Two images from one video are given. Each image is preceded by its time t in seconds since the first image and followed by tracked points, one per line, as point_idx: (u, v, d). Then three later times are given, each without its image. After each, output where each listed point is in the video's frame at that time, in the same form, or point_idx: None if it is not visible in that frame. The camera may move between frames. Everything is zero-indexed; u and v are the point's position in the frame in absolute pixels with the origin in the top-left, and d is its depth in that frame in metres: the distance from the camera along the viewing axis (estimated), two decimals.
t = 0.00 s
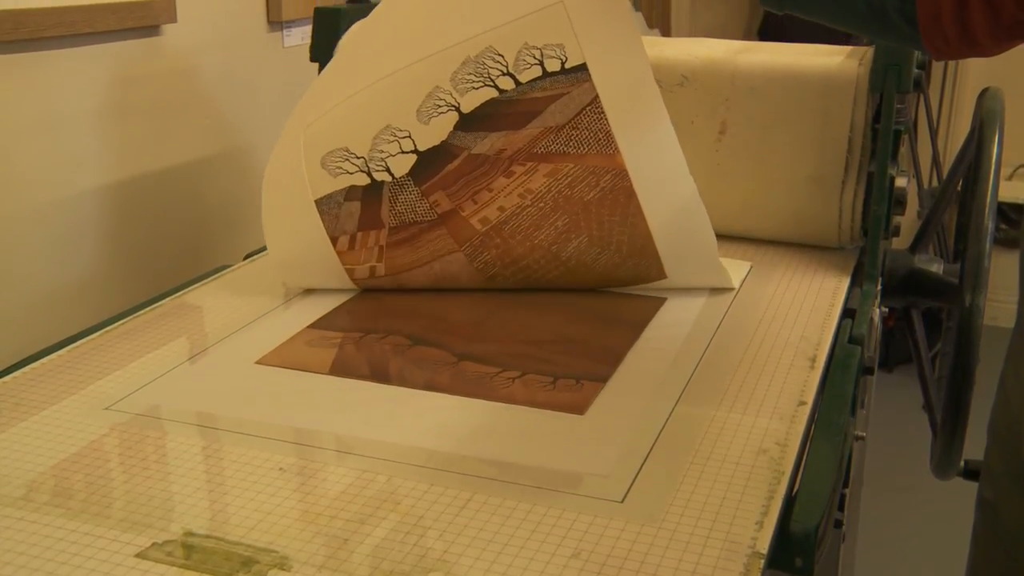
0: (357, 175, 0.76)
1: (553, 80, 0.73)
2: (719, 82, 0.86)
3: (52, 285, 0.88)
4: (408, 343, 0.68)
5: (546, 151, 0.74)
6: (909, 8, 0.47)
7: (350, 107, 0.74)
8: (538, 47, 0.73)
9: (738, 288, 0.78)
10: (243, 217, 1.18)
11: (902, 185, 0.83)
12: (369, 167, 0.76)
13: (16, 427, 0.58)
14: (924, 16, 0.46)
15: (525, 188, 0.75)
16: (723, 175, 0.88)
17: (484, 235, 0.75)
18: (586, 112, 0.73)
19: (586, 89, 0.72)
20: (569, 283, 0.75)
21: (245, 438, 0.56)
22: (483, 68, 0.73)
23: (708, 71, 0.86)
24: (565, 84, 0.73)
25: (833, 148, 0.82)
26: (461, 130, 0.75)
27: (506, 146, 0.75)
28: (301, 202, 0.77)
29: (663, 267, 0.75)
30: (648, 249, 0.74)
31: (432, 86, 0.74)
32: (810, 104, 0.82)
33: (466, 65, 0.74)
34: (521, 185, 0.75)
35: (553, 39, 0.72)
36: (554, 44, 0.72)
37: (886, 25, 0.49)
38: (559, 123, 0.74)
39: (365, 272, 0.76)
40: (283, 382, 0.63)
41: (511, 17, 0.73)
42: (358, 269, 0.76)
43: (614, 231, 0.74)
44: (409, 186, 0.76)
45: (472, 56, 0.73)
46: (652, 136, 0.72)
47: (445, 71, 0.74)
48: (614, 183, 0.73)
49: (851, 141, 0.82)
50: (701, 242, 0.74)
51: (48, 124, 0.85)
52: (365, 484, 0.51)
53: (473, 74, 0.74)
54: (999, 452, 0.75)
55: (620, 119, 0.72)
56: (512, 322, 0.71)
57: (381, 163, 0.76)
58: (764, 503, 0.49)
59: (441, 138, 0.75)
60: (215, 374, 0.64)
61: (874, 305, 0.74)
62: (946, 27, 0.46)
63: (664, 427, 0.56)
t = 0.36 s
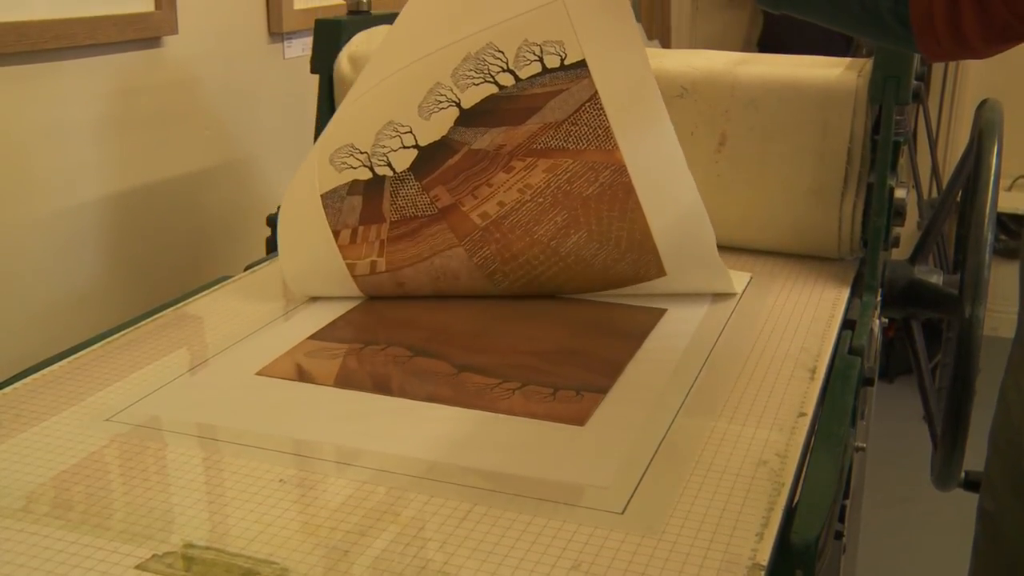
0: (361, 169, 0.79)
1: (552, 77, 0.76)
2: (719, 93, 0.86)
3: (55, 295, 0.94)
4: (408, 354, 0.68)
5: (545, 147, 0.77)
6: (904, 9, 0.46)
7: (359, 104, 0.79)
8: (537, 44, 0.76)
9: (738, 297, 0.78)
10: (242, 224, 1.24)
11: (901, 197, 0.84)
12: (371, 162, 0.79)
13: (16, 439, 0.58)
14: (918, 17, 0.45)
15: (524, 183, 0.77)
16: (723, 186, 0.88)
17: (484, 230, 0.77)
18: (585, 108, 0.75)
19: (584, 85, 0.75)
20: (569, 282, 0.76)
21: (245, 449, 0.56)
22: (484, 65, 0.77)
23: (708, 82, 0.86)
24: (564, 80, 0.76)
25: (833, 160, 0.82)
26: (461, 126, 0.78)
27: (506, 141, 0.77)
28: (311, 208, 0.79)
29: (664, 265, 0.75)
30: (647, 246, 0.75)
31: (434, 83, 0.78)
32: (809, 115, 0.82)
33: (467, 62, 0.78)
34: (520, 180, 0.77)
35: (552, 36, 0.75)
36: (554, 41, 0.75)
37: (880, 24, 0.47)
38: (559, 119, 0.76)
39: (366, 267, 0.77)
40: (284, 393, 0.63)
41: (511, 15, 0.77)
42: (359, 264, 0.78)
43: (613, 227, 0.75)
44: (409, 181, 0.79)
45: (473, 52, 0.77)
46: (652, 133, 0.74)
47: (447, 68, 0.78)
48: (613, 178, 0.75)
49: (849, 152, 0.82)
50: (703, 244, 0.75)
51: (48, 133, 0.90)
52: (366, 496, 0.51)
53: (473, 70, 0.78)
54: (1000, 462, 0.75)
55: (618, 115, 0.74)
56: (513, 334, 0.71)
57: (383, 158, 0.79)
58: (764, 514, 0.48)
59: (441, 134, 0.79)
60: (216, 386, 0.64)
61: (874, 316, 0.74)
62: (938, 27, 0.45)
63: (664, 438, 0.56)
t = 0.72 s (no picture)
0: (365, 163, 0.81)
1: (550, 71, 0.77)
2: (718, 108, 0.86)
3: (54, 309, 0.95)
4: (409, 369, 0.68)
5: (544, 139, 0.78)
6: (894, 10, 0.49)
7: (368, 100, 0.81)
8: (536, 38, 0.77)
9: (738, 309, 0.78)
10: (243, 240, 1.24)
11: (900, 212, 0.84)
12: (376, 155, 0.81)
13: (16, 454, 0.58)
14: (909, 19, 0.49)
15: (523, 175, 0.79)
16: (723, 200, 0.88)
17: (484, 221, 0.79)
18: (583, 101, 0.76)
19: (582, 79, 0.76)
20: (567, 273, 0.78)
21: (245, 464, 0.56)
22: (483, 58, 0.79)
23: (707, 97, 0.87)
24: (562, 74, 0.77)
25: (833, 175, 0.82)
26: (461, 118, 0.80)
27: (505, 134, 0.79)
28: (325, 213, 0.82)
29: (662, 257, 0.76)
30: (645, 240, 0.77)
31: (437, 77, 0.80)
32: (809, 130, 0.82)
33: (467, 56, 0.79)
34: (520, 172, 0.79)
35: (551, 31, 0.76)
36: (553, 36, 0.76)
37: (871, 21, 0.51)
38: (557, 112, 0.78)
39: (367, 259, 0.80)
40: (284, 408, 0.63)
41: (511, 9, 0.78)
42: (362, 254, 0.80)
43: (611, 219, 0.77)
44: (409, 173, 0.81)
45: (473, 46, 0.79)
46: (651, 129, 0.75)
47: (447, 62, 0.79)
48: (610, 171, 0.77)
49: (848, 167, 0.82)
50: (699, 238, 0.76)
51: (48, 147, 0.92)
52: (366, 511, 0.51)
53: (472, 65, 0.79)
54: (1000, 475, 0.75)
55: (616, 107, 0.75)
56: (513, 349, 0.71)
57: (386, 151, 0.81)
58: (764, 530, 0.48)
59: (441, 127, 0.80)
60: (216, 401, 0.64)
61: (874, 330, 0.74)
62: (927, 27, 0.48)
63: (664, 454, 0.56)
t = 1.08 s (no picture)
0: (368, 157, 0.84)
1: (548, 64, 0.79)
2: (718, 122, 0.87)
3: (54, 322, 0.95)
4: (409, 383, 0.68)
5: (542, 132, 0.80)
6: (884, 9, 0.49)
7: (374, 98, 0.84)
8: (533, 31, 0.79)
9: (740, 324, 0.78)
10: (242, 254, 1.24)
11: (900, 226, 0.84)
12: (378, 151, 0.83)
13: (16, 468, 0.58)
14: (899, 19, 0.48)
15: (522, 169, 0.80)
16: (723, 213, 0.88)
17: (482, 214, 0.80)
18: (580, 95, 0.78)
19: (579, 72, 0.78)
20: (565, 266, 0.79)
21: (245, 477, 0.56)
22: (482, 52, 0.81)
23: (707, 110, 0.87)
24: (559, 67, 0.79)
25: (833, 188, 0.83)
26: (460, 112, 0.82)
27: (503, 128, 0.81)
28: (333, 219, 0.84)
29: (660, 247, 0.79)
30: (643, 231, 0.79)
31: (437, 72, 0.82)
32: (808, 143, 0.83)
33: (466, 50, 0.81)
34: (518, 165, 0.80)
35: (548, 24, 0.78)
36: (550, 29, 0.78)
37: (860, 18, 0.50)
38: (554, 105, 0.79)
39: (368, 251, 0.82)
40: (285, 422, 0.63)
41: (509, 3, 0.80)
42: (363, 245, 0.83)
43: (609, 212, 0.79)
44: (410, 167, 0.83)
45: (472, 41, 0.81)
46: (649, 124, 0.77)
47: (447, 57, 0.81)
48: (608, 163, 0.78)
49: (847, 179, 0.82)
50: (694, 234, 0.78)
51: (49, 159, 0.92)
52: (366, 524, 0.51)
53: (471, 59, 0.81)
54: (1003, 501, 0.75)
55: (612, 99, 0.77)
56: (513, 362, 0.71)
57: (388, 146, 0.83)
58: (764, 543, 0.48)
59: (442, 120, 0.82)
60: (216, 414, 0.64)
61: (874, 345, 0.74)
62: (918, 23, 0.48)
63: (663, 468, 0.56)
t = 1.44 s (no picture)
0: (371, 151, 0.86)
1: (546, 56, 0.81)
2: (717, 137, 0.87)
3: (53, 338, 0.95)
4: (408, 399, 0.68)
5: (540, 124, 0.81)
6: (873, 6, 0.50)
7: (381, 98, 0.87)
8: (530, 24, 0.81)
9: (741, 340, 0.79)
10: (243, 270, 1.24)
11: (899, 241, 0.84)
12: (379, 145, 0.85)
13: (15, 484, 0.58)
14: (887, 17, 0.49)
15: (520, 160, 0.81)
16: (723, 228, 0.88)
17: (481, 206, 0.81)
18: (578, 86, 0.80)
19: (576, 64, 0.79)
20: (563, 257, 0.81)
21: (245, 492, 0.56)
22: (480, 46, 0.83)
23: (707, 126, 0.87)
24: (557, 60, 0.80)
25: (832, 203, 0.83)
26: (459, 105, 0.83)
27: (501, 120, 0.82)
28: (337, 214, 0.86)
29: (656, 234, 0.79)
30: (642, 222, 0.79)
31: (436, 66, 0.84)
32: (807, 158, 0.83)
33: (465, 44, 0.83)
34: (516, 157, 0.81)
35: (544, 17, 0.80)
36: (546, 22, 0.80)
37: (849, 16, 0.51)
38: (552, 98, 0.81)
39: (369, 243, 0.83)
40: (285, 437, 0.63)
41: None
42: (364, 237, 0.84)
43: (607, 203, 0.80)
44: (410, 159, 0.84)
45: (471, 35, 0.83)
46: (645, 115, 0.78)
47: (446, 51, 0.84)
48: (605, 154, 0.79)
49: (847, 193, 0.83)
50: (691, 230, 0.79)
51: (51, 175, 0.93)
52: (366, 540, 0.51)
53: (470, 52, 0.83)
54: (1009, 515, 0.77)
55: (609, 91, 0.79)
56: (512, 377, 0.71)
57: (389, 140, 0.85)
58: (765, 558, 0.48)
59: (441, 113, 0.84)
60: (216, 430, 0.64)
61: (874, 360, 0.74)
62: (903, 19, 0.49)
63: (663, 484, 0.56)
